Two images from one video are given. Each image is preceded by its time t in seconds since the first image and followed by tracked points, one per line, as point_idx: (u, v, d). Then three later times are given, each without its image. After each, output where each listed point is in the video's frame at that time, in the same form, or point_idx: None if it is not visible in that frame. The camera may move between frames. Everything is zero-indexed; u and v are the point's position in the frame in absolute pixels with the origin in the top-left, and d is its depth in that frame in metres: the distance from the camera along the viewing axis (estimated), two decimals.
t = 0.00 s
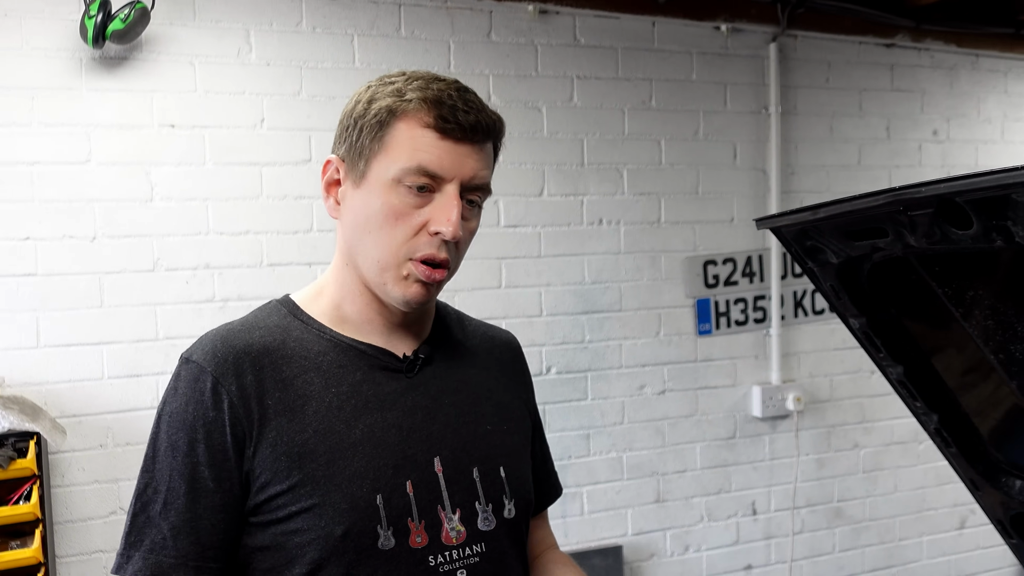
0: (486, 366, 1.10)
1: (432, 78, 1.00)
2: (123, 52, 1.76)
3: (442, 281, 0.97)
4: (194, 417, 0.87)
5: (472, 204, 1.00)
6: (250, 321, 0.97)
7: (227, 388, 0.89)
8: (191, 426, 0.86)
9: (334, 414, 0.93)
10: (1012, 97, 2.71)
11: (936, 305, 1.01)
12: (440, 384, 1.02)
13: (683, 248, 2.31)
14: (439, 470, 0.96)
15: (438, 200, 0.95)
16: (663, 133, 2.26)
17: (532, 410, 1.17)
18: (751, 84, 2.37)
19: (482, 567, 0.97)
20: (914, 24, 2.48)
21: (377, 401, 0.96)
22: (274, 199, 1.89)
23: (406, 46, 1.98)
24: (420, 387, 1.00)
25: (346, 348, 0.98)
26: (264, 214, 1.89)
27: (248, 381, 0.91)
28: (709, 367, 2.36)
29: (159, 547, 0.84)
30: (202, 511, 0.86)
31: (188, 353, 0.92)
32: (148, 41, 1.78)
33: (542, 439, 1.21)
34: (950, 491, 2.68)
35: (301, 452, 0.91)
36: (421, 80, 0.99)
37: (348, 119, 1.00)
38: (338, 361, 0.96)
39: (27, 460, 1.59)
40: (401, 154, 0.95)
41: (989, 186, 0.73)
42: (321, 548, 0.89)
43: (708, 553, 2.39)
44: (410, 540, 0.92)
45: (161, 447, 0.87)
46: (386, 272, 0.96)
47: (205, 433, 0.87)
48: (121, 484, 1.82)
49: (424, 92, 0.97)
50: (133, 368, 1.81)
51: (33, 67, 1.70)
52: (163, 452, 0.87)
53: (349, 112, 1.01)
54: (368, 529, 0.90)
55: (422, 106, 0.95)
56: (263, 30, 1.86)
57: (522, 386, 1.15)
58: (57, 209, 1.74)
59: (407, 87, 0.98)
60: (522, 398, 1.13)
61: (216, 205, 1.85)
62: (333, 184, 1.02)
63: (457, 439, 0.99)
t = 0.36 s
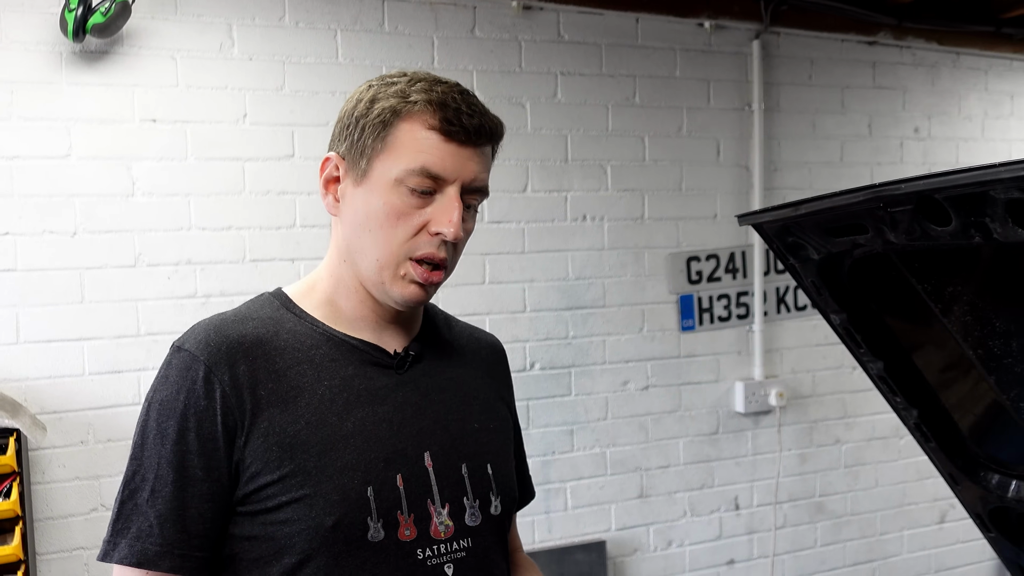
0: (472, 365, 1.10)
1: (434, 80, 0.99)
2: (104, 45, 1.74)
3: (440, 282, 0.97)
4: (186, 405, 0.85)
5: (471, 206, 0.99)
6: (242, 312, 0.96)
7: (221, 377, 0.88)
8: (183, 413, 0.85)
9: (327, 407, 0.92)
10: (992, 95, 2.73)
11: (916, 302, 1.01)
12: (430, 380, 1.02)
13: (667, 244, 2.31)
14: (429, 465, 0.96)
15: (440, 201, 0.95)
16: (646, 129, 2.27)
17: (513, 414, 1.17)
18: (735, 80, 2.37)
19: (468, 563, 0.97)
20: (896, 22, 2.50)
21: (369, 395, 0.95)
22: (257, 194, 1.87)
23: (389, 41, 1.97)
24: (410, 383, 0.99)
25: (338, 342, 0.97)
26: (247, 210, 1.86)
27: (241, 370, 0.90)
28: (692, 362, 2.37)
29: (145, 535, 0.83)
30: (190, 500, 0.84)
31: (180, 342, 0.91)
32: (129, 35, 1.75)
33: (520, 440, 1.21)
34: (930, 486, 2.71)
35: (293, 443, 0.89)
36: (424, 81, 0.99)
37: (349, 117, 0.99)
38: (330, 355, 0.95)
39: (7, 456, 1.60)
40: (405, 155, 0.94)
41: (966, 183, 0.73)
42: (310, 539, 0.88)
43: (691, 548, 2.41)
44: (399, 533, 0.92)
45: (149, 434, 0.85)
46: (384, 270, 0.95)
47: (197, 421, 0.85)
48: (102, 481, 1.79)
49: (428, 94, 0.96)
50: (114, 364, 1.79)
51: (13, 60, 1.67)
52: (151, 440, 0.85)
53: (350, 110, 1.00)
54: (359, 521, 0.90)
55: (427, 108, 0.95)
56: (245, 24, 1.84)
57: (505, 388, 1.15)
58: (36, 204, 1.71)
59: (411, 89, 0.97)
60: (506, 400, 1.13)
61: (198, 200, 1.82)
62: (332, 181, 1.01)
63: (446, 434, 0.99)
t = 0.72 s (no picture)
0: (462, 361, 1.09)
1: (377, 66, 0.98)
2: (89, 41, 1.71)
3: (405, 268, 0.95)
4: (169, 406, 0.85)
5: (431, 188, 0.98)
6: (227, 313, 0.95)
7: (204, 378, 0.87)
8: (166, 414, 0.84)
9: (312, 405, 0.92)
10: (977, 93, 2.76)
11: (902, 299, 1.02)
12: (417, 377, 1.01)
13: (655, 241, 2.32)
14: (416, 461, 0.95)
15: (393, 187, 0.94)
16: (634, 127, 2.27)
17: (505, 408, 1.16)
18: (722, 78, 2.38)
19: (457, 559, 0.96)
20: (882, 21, 2.51)
21: (355, 392, 0.95)
22: (244, 191, 1.85)
23: (377, 38, 1.95)
24: (397, 379, 0.99)
25: (323, 340, 0.96)
26: (234, 207, 1.85)
27: (225, 370, 0.89)
28: (680, 359, 2.38)
29: (132, 535, 0.82)
30: (176, 499, 0.84)
31: (164, 343, 0.90)
32: (114, 30, 1.73)
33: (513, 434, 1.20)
34: (915, 481, 2.74)
35: (278, 441, 0.89)
36: (367, 68, 0.98)
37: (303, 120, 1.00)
38: (316, 353, 0.95)
39: None
40: (351, 145, 0.94)
41: (953, 181, 0.74)
42: (297, 537, 0.87)
43: (679, 544, 2.42)
44: (386, 530, 0.91)
45: (134, 435, 0.85)
46: (350, 264, 0.95)
47: (180, 421, 0.84)
48: (88, 480, 1.77)
49: (367, 79, 0.95)
50: (100, 362, 1.77)
51: None
52: (136, 441, 0.84)
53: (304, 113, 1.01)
54: (345, 518, 0.89)
55: (365, 93, 0.94)
56: (231, 21, 1.82)
57: (496, 384, 1.14)
58: (20, 201, 1.69)
59: (352, 77, 0.97)
60: (496, 395, 1.13)
61: (184, 196, 1.81)
62: (299, 184, 1.02)
63: (434, 431, 0.98)
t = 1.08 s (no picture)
0: (456, 358, 1.08)
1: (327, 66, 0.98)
2: (83, 39, 1.70)
3: (371, 264, 0.94)
4: (149, 415, 0.86)
5: (391, 181, 0.97)
6: (214, 320, 0.96)
7: (184, 386, 0.87)
8: (147, 424, 0.85)
9: (296, 410, 0.92)
10: (972, 93, 2.76)
11: (898, 298, 1.02)
12: (407, 377, 1.01)
13: (650, 240, 2.32)
14: (404, 462, 0.95)
15: (349, 184, 0.94)
16: (630, 126, 2.27)
17: (505, 403, 1.15)
18: (718, 77, 2.38)
19: (448, 558, 0.96)
20: (877, 20, 2.52)
21: (340, 394, 0.94)
22: (239, 190, 1.85)
23: (373, 36, 1.95)
24: (386, 380, 0.98)
25: (308, 343, 0.96)
26: (230, 206, 1.84)
27: (206, 378, 0.89)
28: (675, 358, 2.38)
29: (116, 542, 0.84)
30: (158, 507, 0.84)
31: (151, 352, 0.91)
32: (108, 28, 1.72)
33: (516, 428, 1.19)
34: (909, 480, 2.75)
35: (260, 447, 0.89)
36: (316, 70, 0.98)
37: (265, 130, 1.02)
38: (300, 356, 0.94)
39: None
40: (304, 148, 0.94)
41: (948, 182, 0.74)
42: (281, 541, 0.88)
43: (674, 543, 2.42)
44: (373, 532, 0.91)
45: (121, 444, 0.86)
46: (317, 266, 0.95)
47: (160, 430, 0.85)
48: (83, 479, 1.76)
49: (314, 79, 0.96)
50: (94, 361, 1.76)
51: None
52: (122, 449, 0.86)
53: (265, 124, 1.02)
54: (329, 521, 0.89)
55: (312, 93, 0.94)
56: (226, 19, 1.81)
57: (494, 379, 1.13)
58: (14, 198, 1.68)
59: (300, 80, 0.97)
60: (494, 390, 1.12)
61: (179, 195, 1.80)
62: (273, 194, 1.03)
63: (422, 431, 0.98)
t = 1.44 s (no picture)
0: (454, 355, 1.08)
1: (348, 68, 0.96)
2: (86, 36, 1.70)
3: (396, 273, 0.94)
4: (149, 418, 0.85)
5: (412, 190, 0.97)
6: (212, 321, 0.96)
7: (184, 389, 0.87)
8: (148, 427, 0.85)
9: (295, 410, 0.91)
10: (976, 90, 2.75)
11: (902, 296, 1.01)
12: (406, 375, 1.00)
13: (653, 238, 2.31)
14: (403, 460, 0.95)
15: (376, 193, 0.93)
16: (633, 123, 2.26)
17: (505, 400, 1.15)
18: (721, 74, 2.37)
19: (450, 557, 0.96)
20: (882, 17, 2.51)
21: (339, 394, 0.94)
22: (242, 187, 1.85)
23: (376, 34, 1.94)
24: (384, 379, 0.98)
25: (307, 343, 0.96)
26: (233, 203, 1.84)
27: (206, 379, 0.89)
28: (678, 356, 2.37)
29: (119, 545, 0.83)
30: (160, 509, 0.84)
31: (148, 355, 0.91)
32: (111, 25, 1.72)
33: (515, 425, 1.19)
34: (914, 478, 2.74)
35: (260, 448, 0.89)
36: (337, 71, 0.95)
37: (275, 126, 0.98)
38: (298, 357, 0.94)
39: None
40: (330, 154, 0.92)
41: (954, 178, 0.73)
42: (281, 542, 0.87)
43: (677, 541, 2.42)
44: (373, 531, 0.91)
45: (122, 447, 0.86)
46: (338, 272, 0.94)
47: (159, 433, 0.85)
48: (87, 476, 1.77)
49: (340, 84, 0.93)
50: (97, 358, 1.76)
51: None
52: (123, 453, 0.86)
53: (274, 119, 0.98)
54: (330, 521, 0.89)
55: (341, 99, 0.92)
56: (229, 16, 1.81)
57: (493, 376, 1.13)
58: (17, 195, 1.68)
59: (324, 82, 0.94)
60: (493, 387, 1.12)
61: (183, 192, 1.80)
62: (276, 191, 1.00)
63: (422, 429, 0.98)
